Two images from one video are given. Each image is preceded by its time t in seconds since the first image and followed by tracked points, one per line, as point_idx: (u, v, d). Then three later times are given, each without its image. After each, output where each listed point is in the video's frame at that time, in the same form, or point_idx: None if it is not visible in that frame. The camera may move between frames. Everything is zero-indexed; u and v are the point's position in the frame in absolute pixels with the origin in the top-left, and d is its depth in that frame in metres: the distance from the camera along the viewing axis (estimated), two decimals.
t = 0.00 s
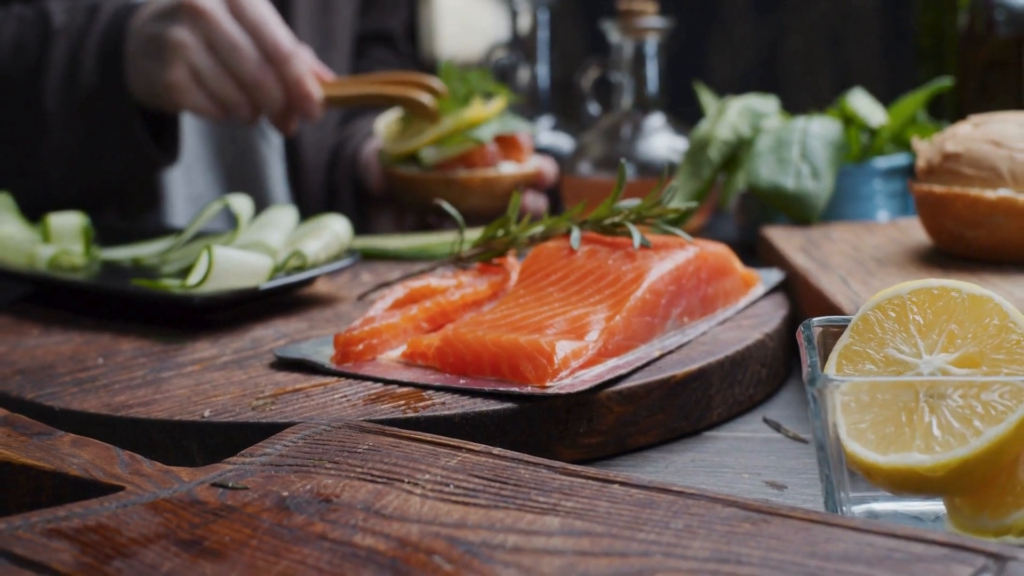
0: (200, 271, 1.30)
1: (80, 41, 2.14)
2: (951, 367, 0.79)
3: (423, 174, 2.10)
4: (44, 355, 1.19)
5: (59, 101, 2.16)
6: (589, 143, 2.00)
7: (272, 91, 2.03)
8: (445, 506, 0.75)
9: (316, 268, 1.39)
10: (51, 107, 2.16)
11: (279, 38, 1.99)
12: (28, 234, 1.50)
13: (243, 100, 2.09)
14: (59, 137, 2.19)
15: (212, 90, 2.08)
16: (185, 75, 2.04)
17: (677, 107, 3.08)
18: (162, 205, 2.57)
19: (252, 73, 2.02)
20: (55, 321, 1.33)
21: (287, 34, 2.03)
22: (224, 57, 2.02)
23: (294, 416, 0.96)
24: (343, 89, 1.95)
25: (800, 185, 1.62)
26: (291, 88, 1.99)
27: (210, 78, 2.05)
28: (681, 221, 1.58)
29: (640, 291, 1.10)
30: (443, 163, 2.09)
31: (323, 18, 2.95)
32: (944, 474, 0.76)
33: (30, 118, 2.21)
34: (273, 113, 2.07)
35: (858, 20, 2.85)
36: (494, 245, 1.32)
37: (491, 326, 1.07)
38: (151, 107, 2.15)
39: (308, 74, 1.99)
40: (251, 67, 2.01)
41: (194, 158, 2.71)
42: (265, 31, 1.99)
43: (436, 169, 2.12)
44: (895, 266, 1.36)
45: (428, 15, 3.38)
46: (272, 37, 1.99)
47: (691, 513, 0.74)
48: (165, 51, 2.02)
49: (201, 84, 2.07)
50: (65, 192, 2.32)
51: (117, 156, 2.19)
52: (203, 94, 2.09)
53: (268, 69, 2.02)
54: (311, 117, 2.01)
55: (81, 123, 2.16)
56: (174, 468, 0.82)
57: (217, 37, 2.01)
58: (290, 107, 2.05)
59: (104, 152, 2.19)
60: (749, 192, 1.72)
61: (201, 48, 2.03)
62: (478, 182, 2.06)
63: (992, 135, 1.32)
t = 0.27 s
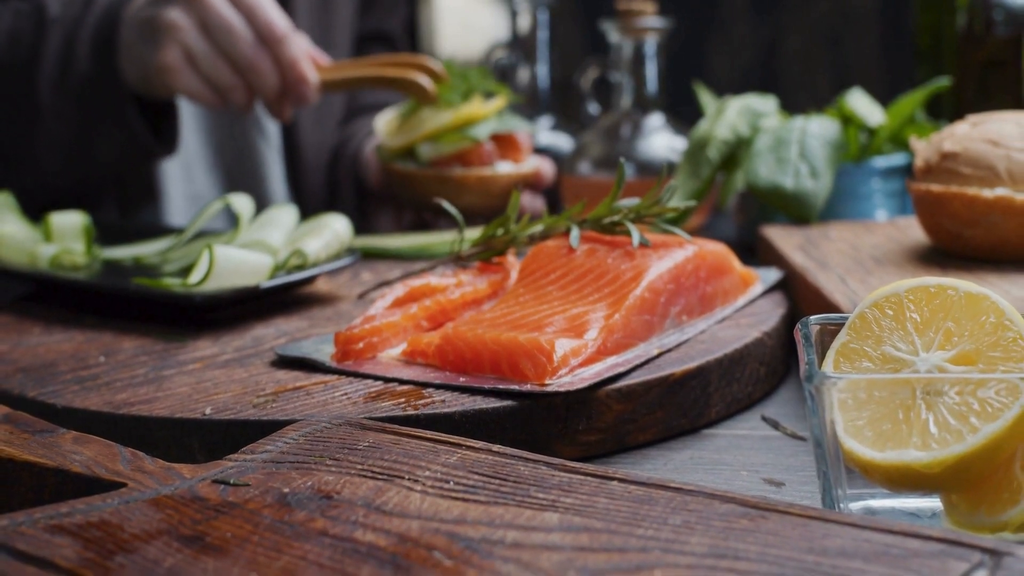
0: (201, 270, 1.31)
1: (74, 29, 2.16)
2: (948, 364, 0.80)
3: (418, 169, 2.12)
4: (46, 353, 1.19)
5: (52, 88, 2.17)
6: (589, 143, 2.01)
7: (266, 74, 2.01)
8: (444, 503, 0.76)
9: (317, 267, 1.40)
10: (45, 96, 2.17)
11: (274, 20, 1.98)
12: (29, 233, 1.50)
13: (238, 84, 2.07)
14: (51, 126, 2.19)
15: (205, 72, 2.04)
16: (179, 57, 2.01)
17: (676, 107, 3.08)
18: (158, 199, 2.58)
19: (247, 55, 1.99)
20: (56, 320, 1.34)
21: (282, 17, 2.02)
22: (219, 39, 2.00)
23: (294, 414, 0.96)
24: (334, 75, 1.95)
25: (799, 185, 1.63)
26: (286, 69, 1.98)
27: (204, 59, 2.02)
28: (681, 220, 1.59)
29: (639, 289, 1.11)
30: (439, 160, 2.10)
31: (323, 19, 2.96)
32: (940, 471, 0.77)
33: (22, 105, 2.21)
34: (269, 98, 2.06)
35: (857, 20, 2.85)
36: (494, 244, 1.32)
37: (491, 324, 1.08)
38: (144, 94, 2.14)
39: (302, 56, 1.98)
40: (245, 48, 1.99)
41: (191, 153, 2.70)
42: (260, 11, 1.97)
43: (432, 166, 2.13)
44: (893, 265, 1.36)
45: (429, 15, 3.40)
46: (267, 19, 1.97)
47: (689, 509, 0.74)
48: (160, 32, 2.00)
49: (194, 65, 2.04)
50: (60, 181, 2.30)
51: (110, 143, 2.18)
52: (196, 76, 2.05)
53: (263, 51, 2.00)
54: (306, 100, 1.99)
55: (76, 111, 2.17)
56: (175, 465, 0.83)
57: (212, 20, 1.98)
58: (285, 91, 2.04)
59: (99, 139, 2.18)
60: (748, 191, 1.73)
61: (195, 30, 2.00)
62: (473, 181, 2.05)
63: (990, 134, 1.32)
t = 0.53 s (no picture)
0: (202, 269, 1.31)
1: (66, 15, 2.16)
2: (945, 363, 0.80)
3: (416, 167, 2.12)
4: (47, 352, 1.20)
5: (43, 72, 2.16)
6: (588, 142, 2.02)
7: (260, 59, 1.93)
8: (445, 500, 0.76)
9: (317, 266, 1.40)
10: (36, 78, 2.16)
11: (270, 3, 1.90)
12: (30, 233, 1.51)
13: (232, 70, 1.99)
14: (45, 113, 2.19)
15: (199, 54, 1.97)
16: (172, 36, 1.95)
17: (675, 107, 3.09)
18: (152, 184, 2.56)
19: (240, 37, 1.91)
20: (57, 319, 1.34)
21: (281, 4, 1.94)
22: (214, 22, 1.93)
23: (295, 412, 0.97)
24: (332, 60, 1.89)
25: (798, 184, 1.64)
26: (281, 54, 1.91)
27: (198, 41, 1.95)
28: (680, 219, 1.59)
29: (638, 288, 1.11)
30: (437, 158, 2.10)
31: (323, 19, 2.97)
32: (938, 468, 0.77)
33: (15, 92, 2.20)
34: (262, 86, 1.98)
35: (856, 20, 2.86)
36: (494, 243, 1.33)
37: (491, 323, 1.08)
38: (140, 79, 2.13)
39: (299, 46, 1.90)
40: (239, 30, 1.91)
41: (190, 139, 2.67)
42: None
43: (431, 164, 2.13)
44: (892, 264, 1.37)
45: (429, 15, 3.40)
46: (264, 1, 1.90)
47: (688, 506, 0.75)
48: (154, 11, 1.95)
49: (188, 46, 1.97)
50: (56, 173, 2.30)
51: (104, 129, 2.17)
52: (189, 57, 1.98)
53: (258, 35, 1.92)
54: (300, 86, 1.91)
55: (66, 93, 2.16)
56: (176, 463, 0.83)
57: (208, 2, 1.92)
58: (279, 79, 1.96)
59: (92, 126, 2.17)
60: (747, 191, 1.73)
61: (191, 11, 1.94)
62: (469, 180, 2.05)
63: (987, 134, 1.33)
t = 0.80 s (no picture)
0: (203, 267, 1.32)
1: None
2: (942, 360, 0.81)
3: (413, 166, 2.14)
4: (49, 350, 1.20)
5: (35, 56, 2.10)
6: (588, 142, 2.02)
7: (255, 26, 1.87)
8: (445, 496, 0.76)
9: (318, 265, 1.41)
10: (27, 62, 2.10)
11: None
12: (32, 232, 1.51)
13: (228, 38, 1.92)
14: (34, 96, 2.12)
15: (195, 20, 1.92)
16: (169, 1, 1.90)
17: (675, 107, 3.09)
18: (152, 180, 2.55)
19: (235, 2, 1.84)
20: (59, 317, 1.35)
21: None
22: None
23: (296, 410, 0.97)
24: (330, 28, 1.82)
25: (796, 183, 1.64)
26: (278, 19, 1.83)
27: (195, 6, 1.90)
28: (679, 218, 1.60)
29: (638, 287, 1.12)
30: (435, 157, 2.11)
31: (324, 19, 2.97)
32: (935, 465, 0.78)
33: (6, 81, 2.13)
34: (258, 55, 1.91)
35: (856, 20, 2.86)
36: (493, 242, 1.34)
37: (491, 321, 1.09)
38: (136, 62, 2.09)
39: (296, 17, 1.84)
40: None
41: (188, 136, 2.67)
42: None
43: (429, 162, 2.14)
44: (890, 263, 1.38)
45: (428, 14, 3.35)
46: None
47: (686, 503, 0.75)
48: None
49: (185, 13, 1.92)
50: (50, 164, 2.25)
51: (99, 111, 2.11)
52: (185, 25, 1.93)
53: None
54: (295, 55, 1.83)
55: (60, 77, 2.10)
56: (178, 460, 0.84)
57: None
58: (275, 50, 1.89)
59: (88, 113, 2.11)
60: (746, 190, 1.74)
61: None
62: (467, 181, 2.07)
63: (985, 133, 1.33)
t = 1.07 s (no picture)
0: (204, 266, 1.33)
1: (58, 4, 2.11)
2: (939, 358, 0.81)
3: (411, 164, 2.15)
4: (51, 349, 1.21)
5: (38, 62, 2.10)
6: (587, 141, 2.03)
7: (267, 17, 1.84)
8: (445, 493, 0.77)
9: (319, 264, 1.42)
10: (30, 68, 2.10)
11: None
12: (34, 231, 1.52)
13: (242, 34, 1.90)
14: (36, 100, 2.13)
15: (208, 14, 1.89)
16: None
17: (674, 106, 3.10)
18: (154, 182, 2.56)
19: None
20: (60, 316, 1.35)
21: None
22: None
23: (297, 407, 0.98)
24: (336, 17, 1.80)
25: (795, 182, 1.65)
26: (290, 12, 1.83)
27: None
28: (678, 218, 1.60)
29: (637, 286, 1.12)
30: (433, 155, 2.12)
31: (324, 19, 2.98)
32: (932, 462, 0.78)
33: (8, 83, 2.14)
34: (271, 49, 1.88)
35: (855, 20, 2.87)
36: (493, 241, 1.34)
37: (491, 320, 1.09)
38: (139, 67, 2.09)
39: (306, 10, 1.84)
40: None
41: (190, 134, 2.67)
42: None
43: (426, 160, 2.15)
44: (888, 262, 1.38)
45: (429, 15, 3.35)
46: None
47: (684, 499, 0.76)
48: None
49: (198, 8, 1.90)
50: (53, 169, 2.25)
51: (100, 113, 2.11)
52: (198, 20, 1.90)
53: None
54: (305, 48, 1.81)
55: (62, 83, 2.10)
56: (180, 456, 0.84)
57: None
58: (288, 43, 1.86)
59: (87, 112, 2.11)
60: (745, 189, 1.74)
61: None
62: (462, 181, 2.07)
63: (983, 133, 1.34)
